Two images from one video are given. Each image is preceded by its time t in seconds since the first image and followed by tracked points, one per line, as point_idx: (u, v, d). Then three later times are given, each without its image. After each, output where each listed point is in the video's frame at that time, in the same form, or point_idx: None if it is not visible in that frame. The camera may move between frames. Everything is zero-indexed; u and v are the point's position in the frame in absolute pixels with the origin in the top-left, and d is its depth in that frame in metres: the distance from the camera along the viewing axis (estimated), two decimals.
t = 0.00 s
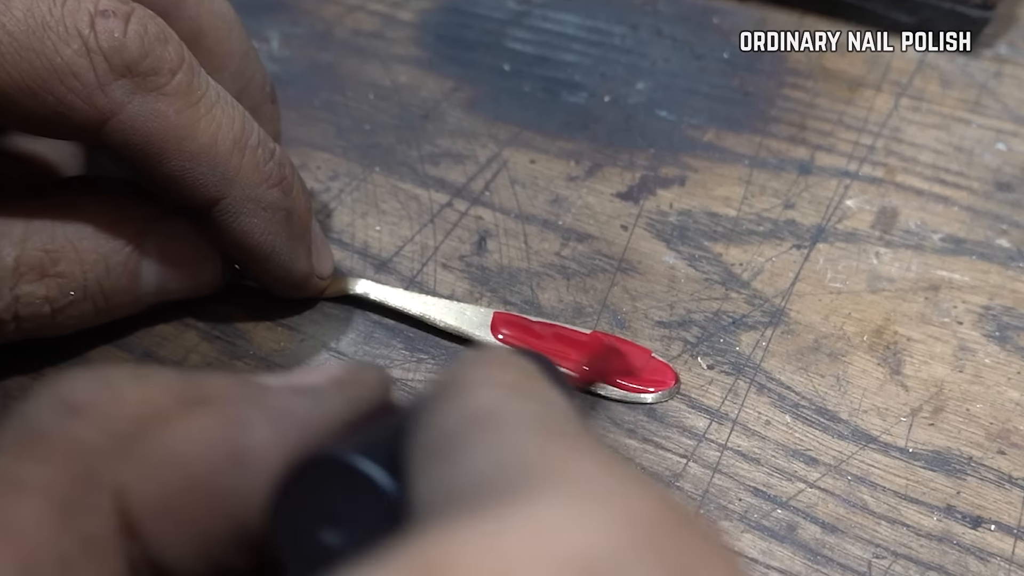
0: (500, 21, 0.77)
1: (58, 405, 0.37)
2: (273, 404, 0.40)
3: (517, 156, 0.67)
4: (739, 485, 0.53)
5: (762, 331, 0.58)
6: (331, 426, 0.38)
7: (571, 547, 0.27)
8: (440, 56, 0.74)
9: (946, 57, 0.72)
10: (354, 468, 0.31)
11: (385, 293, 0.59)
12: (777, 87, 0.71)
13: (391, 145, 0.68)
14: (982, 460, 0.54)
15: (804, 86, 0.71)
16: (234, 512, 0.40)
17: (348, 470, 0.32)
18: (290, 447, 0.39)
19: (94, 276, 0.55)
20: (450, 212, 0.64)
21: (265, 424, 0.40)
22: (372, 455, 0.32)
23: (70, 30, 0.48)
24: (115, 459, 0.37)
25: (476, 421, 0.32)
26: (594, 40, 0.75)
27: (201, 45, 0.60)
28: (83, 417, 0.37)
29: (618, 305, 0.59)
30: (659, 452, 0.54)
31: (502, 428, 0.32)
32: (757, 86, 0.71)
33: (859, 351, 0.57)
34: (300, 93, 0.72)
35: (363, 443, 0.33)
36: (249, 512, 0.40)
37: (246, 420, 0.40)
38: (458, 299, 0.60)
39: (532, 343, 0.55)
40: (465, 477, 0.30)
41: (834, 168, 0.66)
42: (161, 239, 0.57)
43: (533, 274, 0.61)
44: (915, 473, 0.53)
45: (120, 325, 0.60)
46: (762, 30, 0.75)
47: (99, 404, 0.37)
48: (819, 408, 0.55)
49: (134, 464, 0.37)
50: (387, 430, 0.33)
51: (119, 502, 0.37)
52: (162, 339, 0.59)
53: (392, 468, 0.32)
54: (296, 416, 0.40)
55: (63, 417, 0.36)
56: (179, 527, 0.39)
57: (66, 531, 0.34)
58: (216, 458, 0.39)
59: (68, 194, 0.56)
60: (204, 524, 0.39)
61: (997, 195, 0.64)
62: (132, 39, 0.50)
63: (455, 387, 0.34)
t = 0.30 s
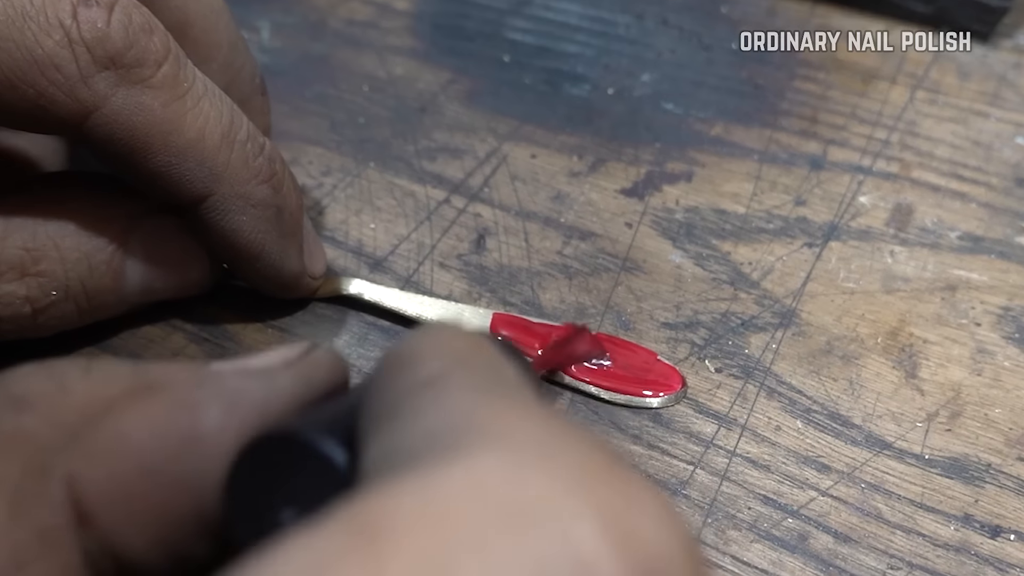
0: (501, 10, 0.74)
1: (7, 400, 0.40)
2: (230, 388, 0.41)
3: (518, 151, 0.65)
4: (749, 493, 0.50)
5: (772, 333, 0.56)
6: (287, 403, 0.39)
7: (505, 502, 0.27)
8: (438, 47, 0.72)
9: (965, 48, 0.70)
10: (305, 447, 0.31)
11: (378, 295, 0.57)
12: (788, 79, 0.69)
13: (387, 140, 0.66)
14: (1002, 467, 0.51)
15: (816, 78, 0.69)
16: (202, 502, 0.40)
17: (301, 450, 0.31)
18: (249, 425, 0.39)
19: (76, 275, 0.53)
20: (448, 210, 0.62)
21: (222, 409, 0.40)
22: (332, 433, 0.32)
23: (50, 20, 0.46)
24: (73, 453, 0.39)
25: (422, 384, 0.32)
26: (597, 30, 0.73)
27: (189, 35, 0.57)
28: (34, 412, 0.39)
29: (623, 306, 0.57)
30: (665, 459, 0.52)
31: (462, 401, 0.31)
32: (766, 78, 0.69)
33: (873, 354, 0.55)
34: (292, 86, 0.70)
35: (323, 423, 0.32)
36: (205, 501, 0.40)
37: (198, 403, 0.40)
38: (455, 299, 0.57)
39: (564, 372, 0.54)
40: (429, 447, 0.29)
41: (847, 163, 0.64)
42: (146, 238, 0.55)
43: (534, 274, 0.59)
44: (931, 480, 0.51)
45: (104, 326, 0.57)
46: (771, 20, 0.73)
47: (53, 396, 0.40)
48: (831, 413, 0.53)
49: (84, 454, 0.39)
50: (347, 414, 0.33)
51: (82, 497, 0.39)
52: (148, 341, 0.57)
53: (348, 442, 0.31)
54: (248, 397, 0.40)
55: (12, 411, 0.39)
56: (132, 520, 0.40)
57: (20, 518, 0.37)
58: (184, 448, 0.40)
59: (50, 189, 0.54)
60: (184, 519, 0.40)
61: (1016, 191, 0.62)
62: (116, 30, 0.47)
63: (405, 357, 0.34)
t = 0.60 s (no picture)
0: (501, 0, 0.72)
1: (25, 371, 0.37)
2: (238, 357, 0.37)
3: (518, 146, 0.63)
4: (758, 501, 0.48)
5: (782, 334, 0.54)
6: (300, 373, 0.34)
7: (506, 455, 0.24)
8: (436, 39, 0.70)
9: (982, 39, 0.67)
10: (322, 408, 0.30)
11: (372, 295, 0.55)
12: (798, 71, 0.67)
13: (383, 134, 0.64)
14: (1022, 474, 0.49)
15: (827, 69, 0.67)
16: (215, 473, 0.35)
17: (317, 410, 0.30)
18: (245, 397, 0.35)
19: (59, 275, 0.51)
20: (445, 206, 0.60)
21: (225, 372, 0.36)
22: (343, 395, 0.30)
23: (32, 9, 0.44)
24: (78, 417, 0.35)
25: (436, 341, 0.29)
26: (600, 20, 0.70)
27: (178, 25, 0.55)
28: (47, 377, 0.36)
29: (627, 307, 0.55)
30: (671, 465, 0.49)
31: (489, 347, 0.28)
32: (775, 69, 0.67)
33: (888, 356, 0.53)
34: (284, 77, 0.68)
35: (335, 386, 0.31)
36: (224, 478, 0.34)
37: (202, 369, 0.36)
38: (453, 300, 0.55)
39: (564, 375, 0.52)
40: (420, 389, 0.27)
41: (860, 158, 0.62)
42: (132, 237, 0.53)
43: (534, 273, 0.57)
44: (948, 487, 0.49)
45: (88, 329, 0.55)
46: (780, 10, 0.71)
47: (67, 363, 0.37)
48: (844, 418, 0.51)
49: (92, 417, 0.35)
50: (357, 375, 0.31)
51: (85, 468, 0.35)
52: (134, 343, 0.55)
53: (359, 402, 0.29)
54: (261, 364, 0.36)
55: (27, 379, 0.36)
56: (155, 495, 0.35)
57: (28, 488, 0.33)
58: (187, 417, 0.35)
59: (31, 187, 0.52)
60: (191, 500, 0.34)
61: None
62: (101, 20, 0.45)
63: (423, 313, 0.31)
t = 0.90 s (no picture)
0: None
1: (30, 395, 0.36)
2: (251, 383, 0.37)
3: (518, 140, 0.61)
4: (767, 509, 0.46)
5: (793, 336, 0.52)
6: (324, 411, 0.37)
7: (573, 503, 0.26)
8: (435, 29, 0.68)
9: (999, 30, 0.66)
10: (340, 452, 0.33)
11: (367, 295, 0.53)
12: (807, 63, 0.65)
13: (378, 128, 0.62)
14: None
15: (838, 61, 0.65)
16: (226, 491, 0.34)
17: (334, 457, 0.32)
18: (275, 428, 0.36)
19: (42, 273, 0.49)
20: (443, 203, 0.58)
21: (246, 406, 0.36)
22: (355, 431, 0.36)
23: None
24: (87, 450, 0.34)
25: (485, 382, 0.31)
26: (604, 10, 0.69)
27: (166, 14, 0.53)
28: (47, 403, 0.36)
29: (632, 308, 0.53)
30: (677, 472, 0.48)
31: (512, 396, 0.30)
32: (784, 61, 0.65)
33: (902, 358, 0.51)
34: (275, 69, 0.66)
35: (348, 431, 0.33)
36: (238, 518, 0.34)
37: (216, 401, 0.36)
38: (451, 300, 0.54)
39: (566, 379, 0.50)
40: (473, 427, 0.29)
41: (873, 152, 0.60)
42: (117, 234, 0.51)
43: (535, 272, 0.55)
44: (964, 495, 0.47)
45: (72, 329, 0.53)
46: None
47: (71, 386, 0.37)
48: (856, 423, 0.49)
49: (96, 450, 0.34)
50: (367, 415, 0.36)
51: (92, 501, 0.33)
52: (120, 344, 0.53)
53: (372, 439, 0.34)
54: (275, 394, 0.36)
55: (30, 403, 0.36)
56: (159, 530, 0.33)
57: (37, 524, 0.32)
58: (193, 442, 0.34)
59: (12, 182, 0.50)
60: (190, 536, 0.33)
61: None
62: (86, 9, 0.43)
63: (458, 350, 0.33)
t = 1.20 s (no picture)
0: None
1: None
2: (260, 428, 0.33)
3: (519, 135, 0.59)
4: (777, 518, 0.45)
5: (803, 338, 0.50)
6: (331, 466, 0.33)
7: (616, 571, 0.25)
8: (434, 21, 0.66)
9: (1016, 21, 0.64)
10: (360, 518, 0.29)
11: (361, 296, 0.51)
12: (817, 55, 0.63)
13: (374, 122, 0.60)
14: None
15: (849, 53, 0.63)
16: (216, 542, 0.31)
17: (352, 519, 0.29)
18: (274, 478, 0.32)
19: (25, 272, 0.47)
20: (440, 200, 0.56)
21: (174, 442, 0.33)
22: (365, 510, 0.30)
23: None
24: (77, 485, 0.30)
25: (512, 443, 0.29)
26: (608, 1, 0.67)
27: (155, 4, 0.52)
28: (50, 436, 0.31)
29: (636, 309, 0.51)
30: (683, 479, 0.46)
31: (560, 455, 0.28)
32: (793, 52, 0.63)
33: (915, 361, 0.49)
34: (268, 62, 0.64)
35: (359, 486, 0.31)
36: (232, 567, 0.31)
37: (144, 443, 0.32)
38: (449, 301, 0.52)
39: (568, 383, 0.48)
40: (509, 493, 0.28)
41: (885, 148, 0.58)
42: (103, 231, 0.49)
43: (536, 272, 0.53)
44: (981, 503, 0.45)
45: (57, 330, 0.52)
46: None
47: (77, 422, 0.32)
48: (868, 428, 0.47)
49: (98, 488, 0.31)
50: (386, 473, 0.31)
51: (77, 539, 0.30)
52: (106, 345, 0.51)
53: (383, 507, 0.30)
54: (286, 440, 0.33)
55: None
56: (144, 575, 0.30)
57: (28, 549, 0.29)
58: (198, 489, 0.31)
59: None
60: (180, 575, 0.30)
61: None
62: None
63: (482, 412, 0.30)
